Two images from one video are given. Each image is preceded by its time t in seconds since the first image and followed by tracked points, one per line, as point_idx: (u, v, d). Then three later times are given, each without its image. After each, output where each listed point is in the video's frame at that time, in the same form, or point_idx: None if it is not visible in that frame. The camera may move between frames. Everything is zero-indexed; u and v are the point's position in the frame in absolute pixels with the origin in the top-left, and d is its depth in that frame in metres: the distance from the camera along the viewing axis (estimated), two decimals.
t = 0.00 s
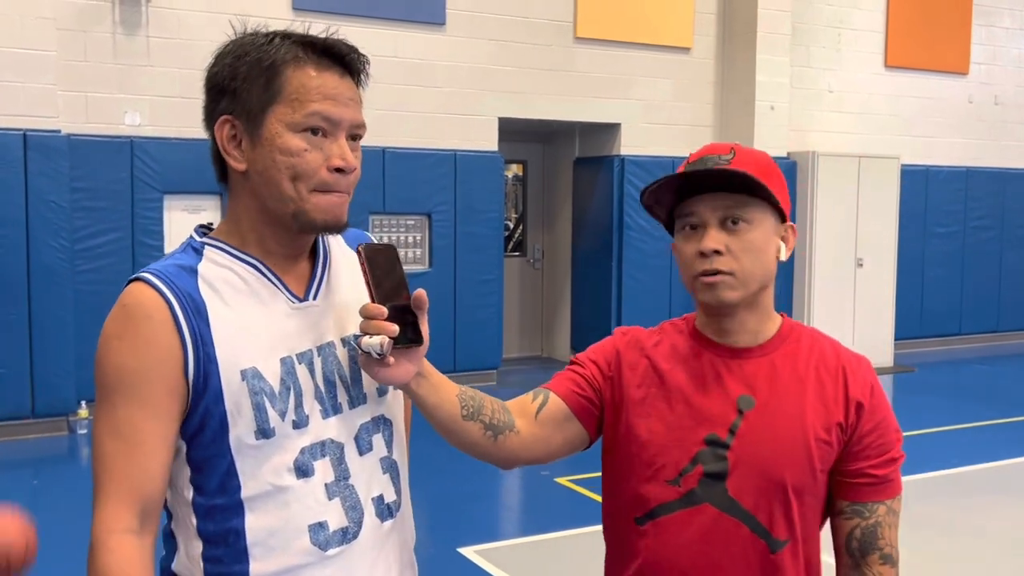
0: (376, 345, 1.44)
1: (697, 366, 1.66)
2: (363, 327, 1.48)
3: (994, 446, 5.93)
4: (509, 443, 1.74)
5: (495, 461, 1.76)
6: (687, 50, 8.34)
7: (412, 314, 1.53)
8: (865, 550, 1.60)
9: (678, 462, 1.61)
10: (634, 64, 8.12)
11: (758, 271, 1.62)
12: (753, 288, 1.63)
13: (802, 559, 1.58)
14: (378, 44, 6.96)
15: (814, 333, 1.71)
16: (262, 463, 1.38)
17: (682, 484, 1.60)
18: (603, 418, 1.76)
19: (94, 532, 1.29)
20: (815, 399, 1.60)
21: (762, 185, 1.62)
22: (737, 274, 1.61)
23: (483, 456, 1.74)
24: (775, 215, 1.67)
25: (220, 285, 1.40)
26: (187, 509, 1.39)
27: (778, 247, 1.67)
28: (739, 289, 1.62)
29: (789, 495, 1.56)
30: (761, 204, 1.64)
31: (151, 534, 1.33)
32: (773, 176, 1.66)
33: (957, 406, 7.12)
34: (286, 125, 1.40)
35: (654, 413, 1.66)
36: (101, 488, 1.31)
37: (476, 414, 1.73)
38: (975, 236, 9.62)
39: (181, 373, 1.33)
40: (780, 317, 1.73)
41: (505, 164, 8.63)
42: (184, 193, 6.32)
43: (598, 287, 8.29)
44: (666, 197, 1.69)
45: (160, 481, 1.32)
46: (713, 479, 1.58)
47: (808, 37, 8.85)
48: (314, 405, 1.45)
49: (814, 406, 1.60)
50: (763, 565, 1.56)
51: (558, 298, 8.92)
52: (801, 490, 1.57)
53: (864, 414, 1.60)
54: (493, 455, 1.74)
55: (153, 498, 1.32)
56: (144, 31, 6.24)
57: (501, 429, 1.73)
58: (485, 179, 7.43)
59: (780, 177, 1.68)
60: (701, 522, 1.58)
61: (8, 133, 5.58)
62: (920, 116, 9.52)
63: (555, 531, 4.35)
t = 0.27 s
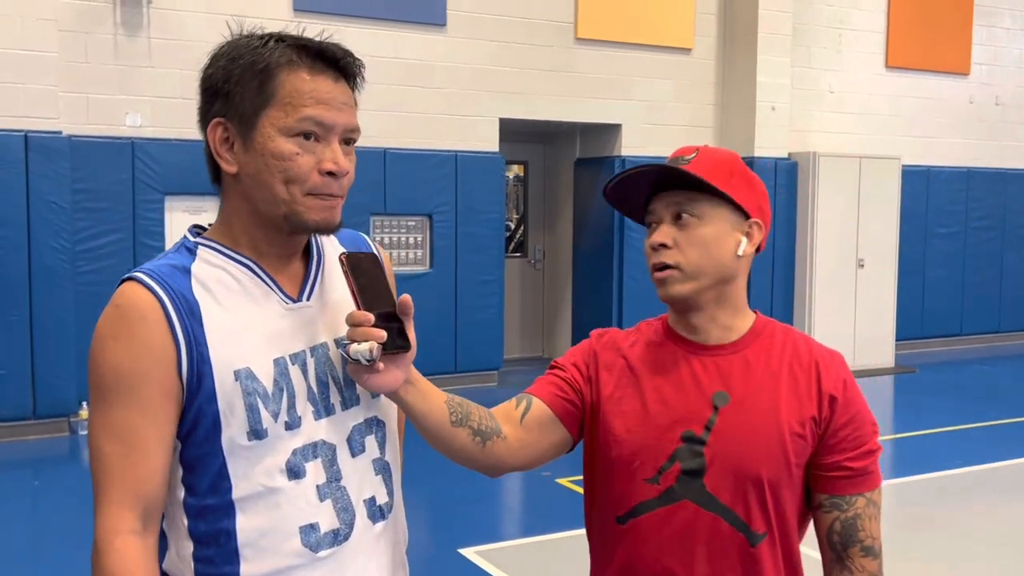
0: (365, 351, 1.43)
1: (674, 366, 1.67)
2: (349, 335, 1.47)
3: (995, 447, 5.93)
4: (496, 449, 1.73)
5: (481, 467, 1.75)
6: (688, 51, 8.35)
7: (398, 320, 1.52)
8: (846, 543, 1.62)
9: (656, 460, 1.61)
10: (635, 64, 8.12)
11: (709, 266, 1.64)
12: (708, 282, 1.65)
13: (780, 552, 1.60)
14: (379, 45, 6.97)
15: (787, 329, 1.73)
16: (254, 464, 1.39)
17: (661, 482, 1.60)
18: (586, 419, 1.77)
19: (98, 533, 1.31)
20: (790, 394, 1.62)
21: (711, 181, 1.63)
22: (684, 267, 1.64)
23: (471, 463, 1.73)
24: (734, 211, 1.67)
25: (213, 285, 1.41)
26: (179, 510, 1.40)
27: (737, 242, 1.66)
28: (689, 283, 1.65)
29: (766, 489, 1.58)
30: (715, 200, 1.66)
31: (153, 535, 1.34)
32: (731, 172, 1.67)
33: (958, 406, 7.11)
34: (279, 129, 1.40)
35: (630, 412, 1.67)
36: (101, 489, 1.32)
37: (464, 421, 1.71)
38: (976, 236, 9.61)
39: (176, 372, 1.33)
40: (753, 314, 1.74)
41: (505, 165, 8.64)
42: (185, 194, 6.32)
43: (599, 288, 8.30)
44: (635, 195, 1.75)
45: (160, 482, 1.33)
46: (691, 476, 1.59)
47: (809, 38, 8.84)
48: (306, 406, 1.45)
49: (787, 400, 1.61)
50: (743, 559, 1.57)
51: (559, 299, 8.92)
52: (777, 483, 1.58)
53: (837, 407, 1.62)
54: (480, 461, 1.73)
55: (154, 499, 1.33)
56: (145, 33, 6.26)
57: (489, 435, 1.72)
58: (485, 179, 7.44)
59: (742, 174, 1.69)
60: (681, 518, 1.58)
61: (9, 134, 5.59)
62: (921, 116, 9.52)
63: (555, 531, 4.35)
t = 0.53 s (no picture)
0: (398, 320, 1.54)
1: (656, 362, 1.67)
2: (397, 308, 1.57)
3: (995, 447, 5.93)
4: (502, 456, 1.71)
5: (481, 474, 1.71)
6: (689, 51, 8.34)
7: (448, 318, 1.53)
8: (821, 531, 1.61)
9: (642, 456, 1.62)
10: (637, 65, 8.12)
11: (684, 267, 1.65)
12: (680, 282, 1.66)
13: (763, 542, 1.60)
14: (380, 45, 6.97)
15: (766, 321, 1.73)
16: (252, 466, 1.39)
17: (647, 478, 1.61)
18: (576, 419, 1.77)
19: (110, 535, 1.32)
20: (769, 385, 1.62)
21: (681, 184, 1.64)
22: (656, 268, 1.66)
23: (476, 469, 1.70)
24: (707, 211, 1.68)
25: (212, 287, 1.41)
26: (176, 513, 1.40)
27: (710, 242, 1.67)
28: (663, 282, 1.66)
29: (747, 480, 1.58)
30: (687, 201, 1.66)
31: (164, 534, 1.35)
32: (703, 172, 1.67)
33: (959, 406, 7.11)
34: (289, 132, 1.41)
35: (614, 409, 1.68)
36: (109, 491, 1.33)
37: (478, 423, 1.68)
38: (978, 237, 9.61)
39: (178, 374, 1.34)
40: (733, 309, 1.75)
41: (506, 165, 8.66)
42: (187, 194, 6.32)
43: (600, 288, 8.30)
44: (608, 200, 1.75)
45: (168, 482, 1.34)
46: (676, 471, 1.59)
47: (811, 38, 8.84)
48: (304, 408, 1.44)
49: (767, 392, 1.61)
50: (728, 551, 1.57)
51: (560, 299, 8.92)
52: (759, 475, 1.58)
53: (816, 397, 1.62)
54: (486, 468, 1.70)
55: (163, 498, 1.34)
56: (146, 33, 6.26)
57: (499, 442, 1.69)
58: (486, 179, 7.44)
59: (715, 173, 1.69)
60: (669, 513, 1.59)
61: (11, 135, 5.59)
62: (922, 116, 9.51)
63: (556, 531, 4.35)
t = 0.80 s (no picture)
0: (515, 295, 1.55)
1: (639, 362, 1.68)
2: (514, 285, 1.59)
3: (998, 447, 5.91)
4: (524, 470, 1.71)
5: (502, 483, 1.70)
6: (692, 51, 8.34)
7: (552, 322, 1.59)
8: (817, 516, 1.60)
9: (632, 457, 1.62)
10: (639, 65, 8.11)
11: (653, 269, 1.64)
12: (654, 285, 1.65)
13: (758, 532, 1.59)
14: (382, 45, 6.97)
15: (746, 313, 1.73)
16: (258, 468, 1.38)
17: (638, 478, 1.61)
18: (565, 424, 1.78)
19: (111, 544, 1.29)
20: (751, 375, 1.62)
21: (647, 187, 1.63)
22: (629, 273, 1.65)
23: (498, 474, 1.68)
24: (675, 212, 1.67)
25: (213, 292, 1.41)
26: (181, 517, 1.39)
27: (679, 241, 1.66)
28: (636, 287, 1.65)
29: (736, 472, 1.57)
30: (654, 204, 1.65)
31: (164, 543, 1.33)
32: (669, 173, 1.67)
33: (961, 406, 7.10)
34: (300, 131, 1.41)
35: (599, 412, 1.68)
36: (110, 499, 1.31)
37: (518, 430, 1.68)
38: (981, 237, 9.59)
39: (183, 379, 1.33)
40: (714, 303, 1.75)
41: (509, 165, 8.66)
42: (189, 194, 6.35)
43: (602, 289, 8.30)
44: (577, 206, 1.75)
45: (171, 488, 1.33)
46: (666, 469, 1.59)
47: (813, 38, 8.83)
48: (310, 410, 1.44)
49: (748, 383, 1.61)
50: (723, 544, 1.56)
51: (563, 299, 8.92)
52: (747, 465, 1.58)
53: (799, 382, 1.61)
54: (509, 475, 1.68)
55: (164, 506, 1.32)
56: (148, 33, 6.27)
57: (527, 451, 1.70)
58: (489, 180, 7.43)
59: (680, 171, 1.69)
60: (664, 512, 1.59)
61: (13, 135, 5.60)
62: (925, 116, 9.50)
63: (558, 531, 4.35)
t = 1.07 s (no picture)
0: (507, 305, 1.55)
1: (631, 365, 1.67)
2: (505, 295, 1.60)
3: (1001, 447, 5.90)
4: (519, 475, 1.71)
5: (498, 491, 1.70)
6: (694, 51, 8.33)
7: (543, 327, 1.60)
8: (813, 506, 1.60)
9: (631, 460, 1.61)
10: (641, 64, 8.11)
11: (641, 271, 1.64)
12: (642, 286, 1.65)
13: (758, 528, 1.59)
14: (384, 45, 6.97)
15: (733, 309, 1.72)
16: (262, 469, 1.38)
17: (639, 480, 1.60)
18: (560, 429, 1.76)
19: (114, 548, 1.29)
20: (745, 372, 1.62)
21: (633, 189, 1.63)
22: (618, 275, 1.64)
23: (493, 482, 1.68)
24: (661, 213, 1.66)
25: (216, 292, 1.40)
26: (184, 518, 1.38)
27: (667, 242, 1.66)
28: (624, 289, 1.65)
29: (734, 469, 1.57)
30: (640, 205, 1.65)
31: (166, 546, 1.33)
32: (654, 174, 1.66)
33: (963, 406, 7.09)
34: (306, 134, 1.41)
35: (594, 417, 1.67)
36: (113, 502, 1.30)
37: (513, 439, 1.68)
38: (983, 236, 9.58)
39: (187, 382, 1.33)
40: (700, 301, 1.74)
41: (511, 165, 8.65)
42: (191, 194, 6.35)
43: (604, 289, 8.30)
44: (564, 209, 1.74)
45: (173, 491, 1.32)
46: (666, 471, 1.59)
47: (815, 37, 8.82)
48: (313, 411, 1.44)
49: (741, 380, 1.61)
50: (725, 542, 1.56)
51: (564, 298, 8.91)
52: (744, 462, 1.58)
53: (791, 377, 1.61)
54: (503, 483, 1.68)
55: (167, 509, 1.32)
56: (150, 33, 6.27)
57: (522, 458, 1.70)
58: (490, 179, 7.43)
59: (666, 172, 1.68)
60: (666, 513, 1.58)
61: (15, 135, 5.60)
62: (927, 116, 9.49)
63: (560, 532, 4.35)
